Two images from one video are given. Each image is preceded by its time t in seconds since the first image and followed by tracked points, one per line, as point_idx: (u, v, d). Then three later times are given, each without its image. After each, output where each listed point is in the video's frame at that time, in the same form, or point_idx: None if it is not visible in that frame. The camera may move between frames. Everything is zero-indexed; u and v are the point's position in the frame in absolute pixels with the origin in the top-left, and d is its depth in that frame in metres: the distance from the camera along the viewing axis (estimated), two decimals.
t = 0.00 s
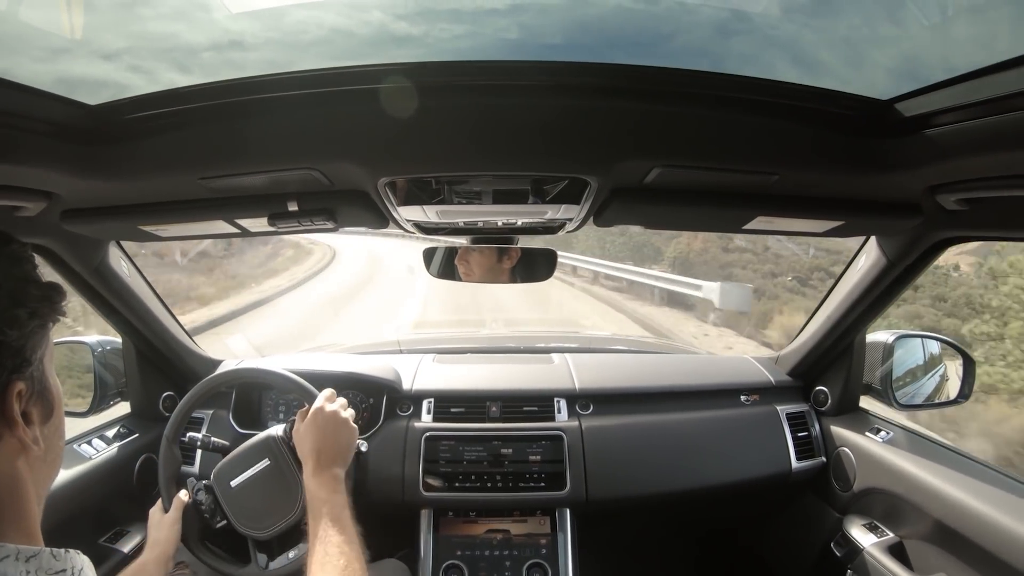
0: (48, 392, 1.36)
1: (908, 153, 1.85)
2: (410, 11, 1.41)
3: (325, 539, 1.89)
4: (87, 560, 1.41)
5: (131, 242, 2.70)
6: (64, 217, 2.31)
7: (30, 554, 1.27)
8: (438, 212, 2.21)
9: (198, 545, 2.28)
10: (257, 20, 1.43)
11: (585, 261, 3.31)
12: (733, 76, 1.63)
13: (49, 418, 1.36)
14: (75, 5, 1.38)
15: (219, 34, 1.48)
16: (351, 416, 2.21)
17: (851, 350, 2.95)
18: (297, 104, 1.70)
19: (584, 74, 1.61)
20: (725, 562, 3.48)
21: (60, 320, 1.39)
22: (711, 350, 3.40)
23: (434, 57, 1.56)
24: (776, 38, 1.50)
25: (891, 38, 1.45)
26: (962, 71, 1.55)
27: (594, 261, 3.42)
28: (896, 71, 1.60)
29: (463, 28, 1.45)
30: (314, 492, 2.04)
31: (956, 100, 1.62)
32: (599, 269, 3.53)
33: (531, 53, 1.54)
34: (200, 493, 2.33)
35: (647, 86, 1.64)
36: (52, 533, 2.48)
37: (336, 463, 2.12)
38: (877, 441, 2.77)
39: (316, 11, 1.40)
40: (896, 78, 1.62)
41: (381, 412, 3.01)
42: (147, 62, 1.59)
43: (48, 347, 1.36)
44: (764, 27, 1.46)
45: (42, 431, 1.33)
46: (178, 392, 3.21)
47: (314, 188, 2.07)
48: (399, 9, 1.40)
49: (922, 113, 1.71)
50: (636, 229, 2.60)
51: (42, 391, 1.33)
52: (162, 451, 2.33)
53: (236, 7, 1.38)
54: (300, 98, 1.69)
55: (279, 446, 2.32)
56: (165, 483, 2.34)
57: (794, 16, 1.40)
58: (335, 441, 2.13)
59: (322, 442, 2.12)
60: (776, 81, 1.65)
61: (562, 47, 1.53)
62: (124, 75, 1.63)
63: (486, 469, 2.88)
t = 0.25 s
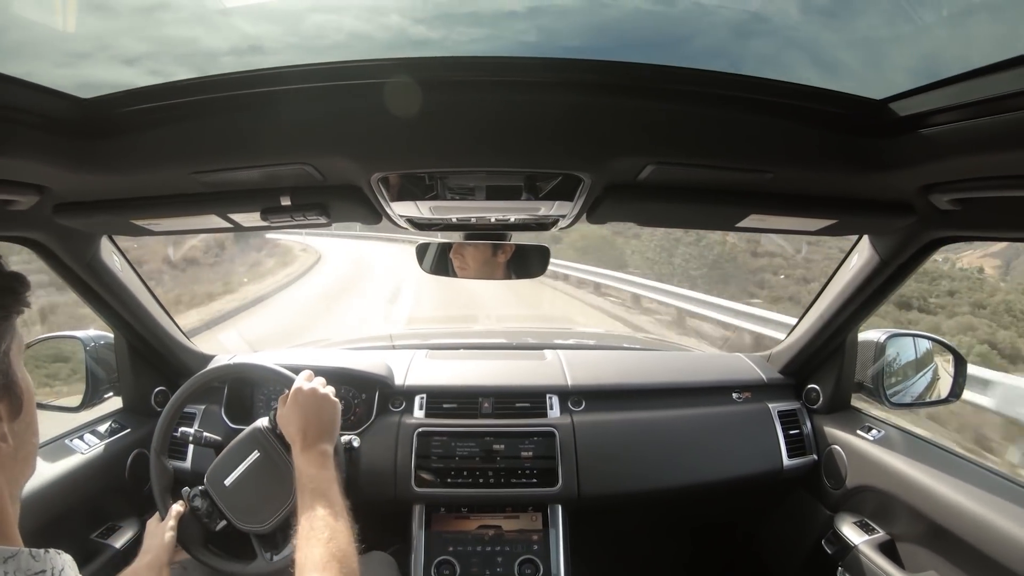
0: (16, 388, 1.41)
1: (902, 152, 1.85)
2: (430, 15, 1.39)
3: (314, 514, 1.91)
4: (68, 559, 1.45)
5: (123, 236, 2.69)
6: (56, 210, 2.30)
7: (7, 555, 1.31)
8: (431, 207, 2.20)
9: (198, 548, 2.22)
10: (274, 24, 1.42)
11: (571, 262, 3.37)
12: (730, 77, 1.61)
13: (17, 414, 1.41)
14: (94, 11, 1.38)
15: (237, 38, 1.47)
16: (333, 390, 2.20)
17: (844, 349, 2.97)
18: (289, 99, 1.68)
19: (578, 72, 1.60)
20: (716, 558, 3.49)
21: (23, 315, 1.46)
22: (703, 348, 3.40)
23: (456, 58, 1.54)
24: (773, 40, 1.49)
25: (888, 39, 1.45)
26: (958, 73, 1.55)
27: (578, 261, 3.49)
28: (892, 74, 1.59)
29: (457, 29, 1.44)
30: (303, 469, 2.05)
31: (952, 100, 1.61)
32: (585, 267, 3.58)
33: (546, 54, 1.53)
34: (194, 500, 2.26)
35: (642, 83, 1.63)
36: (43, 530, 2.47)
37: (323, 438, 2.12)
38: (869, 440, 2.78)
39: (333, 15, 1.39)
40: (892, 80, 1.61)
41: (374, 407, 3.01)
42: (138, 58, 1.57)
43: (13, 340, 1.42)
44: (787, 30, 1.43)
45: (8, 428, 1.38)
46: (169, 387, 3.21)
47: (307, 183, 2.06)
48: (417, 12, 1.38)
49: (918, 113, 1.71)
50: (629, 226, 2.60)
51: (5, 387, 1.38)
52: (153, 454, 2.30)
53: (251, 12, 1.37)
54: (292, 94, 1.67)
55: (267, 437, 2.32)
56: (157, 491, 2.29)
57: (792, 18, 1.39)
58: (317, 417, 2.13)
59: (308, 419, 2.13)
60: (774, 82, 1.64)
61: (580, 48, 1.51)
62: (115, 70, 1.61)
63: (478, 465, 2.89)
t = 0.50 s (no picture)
0: (19, 389, 1.41)
1: (893, 153, 1.86)
2: (454, 17, 1.40)
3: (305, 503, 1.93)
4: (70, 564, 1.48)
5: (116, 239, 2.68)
6: (49, 213, 2.29)
7: (9, 559, 1.31)
8: (425, 210, 2.20)
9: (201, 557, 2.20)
10: (301, 29, 1.44)
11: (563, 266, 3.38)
12: (723, 79, 1.62)
13: (22, 415, 1.41)
14: (121, 17, 1.39)
15: (263, 41, 1.48)
16: (315, 377, 2.14)
17: (837, 351, 2.97)
18: (281, 102, 1.68)
19: (570, 75, 1.60)
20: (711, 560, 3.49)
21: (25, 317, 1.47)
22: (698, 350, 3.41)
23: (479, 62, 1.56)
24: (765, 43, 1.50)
25: (879, 43, 1.45)
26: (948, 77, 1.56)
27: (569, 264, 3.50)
28: (883, 77, 1.60)
29: (451, 30, 1.44)
30: (292, 459, 2.05)
31: (944, 103, 1.62)
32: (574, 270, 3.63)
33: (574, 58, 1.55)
34: (194, 511, 2.26)
35: (635, 86, 1.64)
36: (35, 534, 2.45)
37: (310, 427, 2.11)
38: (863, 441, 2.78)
39: (360, 18, 1.40)
40: (883, 83, 1.62)
41: (368, 410, 3.00)
42: (131, 60, 1.56)
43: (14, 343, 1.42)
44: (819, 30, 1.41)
45: (13, 428, 1.38)
46: (162, 390, 3.20)
47: (300, 186, 2.06)
48: (443, 15, 1.39)
49: (909, 115, 1.72)
50: (623, 229, 2.61)
51: (9, 388, 1.38)
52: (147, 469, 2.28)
53: (278, 16, 1.39)
54: (284, 97, 1.67)
55: (256, 437, 2.32)
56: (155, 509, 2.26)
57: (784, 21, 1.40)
58: (302, 407, 2.10)
59: (292, 409, 2.09)
60: (766, 84, 1.64)
61: (604, 48, 1.51)
62: (107, 72, 1.60)
63: (472, 468, 2.88)
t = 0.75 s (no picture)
0: (9, 392, 1.41)
1: (885, 156, 1.87)
2: (483, 17, 1.38)
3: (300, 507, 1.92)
4: (65, 572, 1.45)
5: (108, 243, 2.67)
6: (40, 217, 2.28)
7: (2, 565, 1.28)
8: (418, 214, 2.20)
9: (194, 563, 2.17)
10: (331, 31, 1.42)
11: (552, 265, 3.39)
12: (715, 82, 1.63)
13: (14, 418, 1.40)
14: (153, 22, 1.39)
15: (292, 44, 1.47)
16: (309, 383, 2.16)
17: (830, 353, 2.98)
18: (274, 106, 1.68)
19: (562, 79, 1.61)
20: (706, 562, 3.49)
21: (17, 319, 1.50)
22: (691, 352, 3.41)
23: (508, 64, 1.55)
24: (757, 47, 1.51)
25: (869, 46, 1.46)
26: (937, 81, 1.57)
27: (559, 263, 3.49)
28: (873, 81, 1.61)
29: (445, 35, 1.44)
30: (287, 464, 2.05)
31: (935, 105, 1.63)
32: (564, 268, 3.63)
33: (610, 58, 1.54)
34: (186, 516, 2.21)
35: (626, 89, 1.64)
36: (26, 540, 2.43)
37: (304, 432, 2.11)
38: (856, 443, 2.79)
39: (390, 20, 1.39)
40: (873, 87, 1.63)
41: (361, 414, 2.99)
42: (123, 65, 1.56)
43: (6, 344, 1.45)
44: (853, 27, 1.39)
45: (6, 431, 1.38)
46: (155, 395, 3.19)
47: (292, 190, 2.06)
48: (473, 15, 1.37)
49: (900, 118, 1.73)
50: (616, 232, 2.61)
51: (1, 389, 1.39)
52: (140, 475, 2.24)
53: (309, 19, 1.38)
54: (278, 101, 1.67)
55: (250, 442, 2.31)
56: (147, 514, 2.23)
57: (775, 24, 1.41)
58: (296, 413, 2.10)
59: (287, 415, 2.10)
60: (759, 88, 1.65)
61: (638, 48, 1.50)
62: (99, 76, 1.60)
63: (466, 472, 2.88)
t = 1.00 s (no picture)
0: (4, 385, 1.42)
1: (884, 159, 1.88)
2: (519, 15, 1.41)
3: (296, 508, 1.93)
4: (61, 565, 1.47)
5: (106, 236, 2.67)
6: (38, 210, 2.28)
7: None
8: (416, 211, 2.20)
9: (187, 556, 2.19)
10: (368, 30, 1.46)
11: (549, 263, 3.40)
12: (714, 81, 1.64)
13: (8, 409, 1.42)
14: (192, 24, 1.44)
15: (329, 43, 1.51)
16: (308, 382, 2.09)
17: (826, 354, 2.98)
18: (275, 100, 1.69)
19: (563, 77, 1.62)
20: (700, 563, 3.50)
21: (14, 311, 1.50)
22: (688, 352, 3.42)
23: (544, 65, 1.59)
24: (757, 45, 1.52)
25: (867, 46, 1.48)
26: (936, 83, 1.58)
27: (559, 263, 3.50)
28: (872, 81, 1.62)
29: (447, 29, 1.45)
30: (284, 463, 2.03)
31: (935, 108, 1.64)
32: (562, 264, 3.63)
33: (645, 56, 1.57)
34: (181, 508, 2.22)
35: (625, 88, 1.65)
36: (20, 533, 2.43)
37: (302, 432, 2.07)
38: (851, 444, 2.79)
39: (426, 20, 1.42)
40: (873, 87, 1.64)
41: (357, 410, 2.99)
42: (125, 56, 1.57)
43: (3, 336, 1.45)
44: (891, 19, 1.39)
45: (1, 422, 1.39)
46: (151, 389, 3.18)
47: (290, 185, 2.05)
48: (508, 13, 1.40)
49: (898, 120, 1.74)
50: (614, 231, 2.61)
51: None
52: (136, 466, 2.27)
53: (348, 18, 1.42)
54: (280, 95, 1.68)
55: (246, 438, 2.29)
56: (141, 504, 2.23)
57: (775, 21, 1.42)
58: (294, 412, 2.06)
59: (285, 413, 2.06)
60: (758, 88, 1.67)
61: (675, 44, 1.52)
62: (100, 67, 1.60)
63: (461, 469, 2.88)
